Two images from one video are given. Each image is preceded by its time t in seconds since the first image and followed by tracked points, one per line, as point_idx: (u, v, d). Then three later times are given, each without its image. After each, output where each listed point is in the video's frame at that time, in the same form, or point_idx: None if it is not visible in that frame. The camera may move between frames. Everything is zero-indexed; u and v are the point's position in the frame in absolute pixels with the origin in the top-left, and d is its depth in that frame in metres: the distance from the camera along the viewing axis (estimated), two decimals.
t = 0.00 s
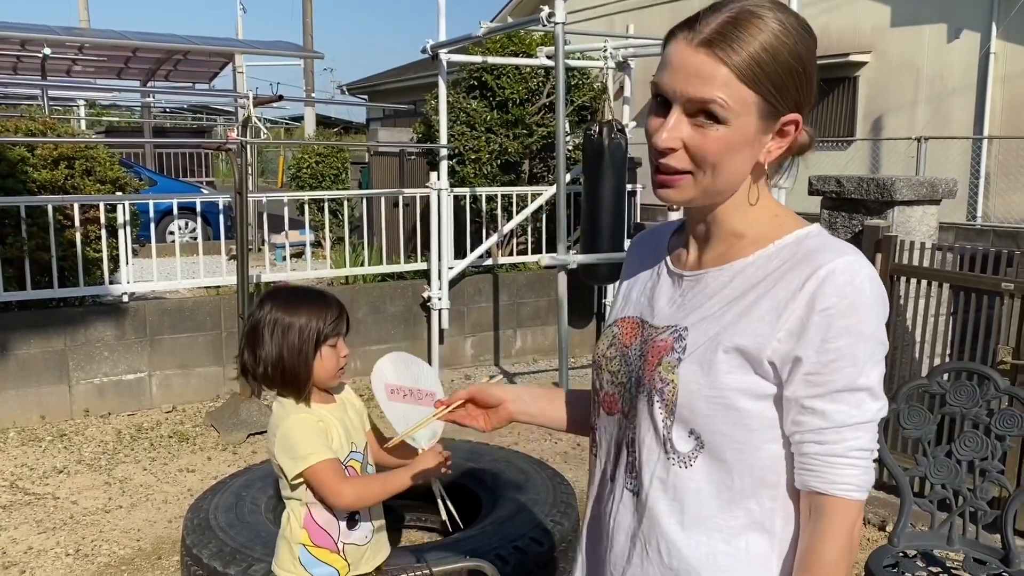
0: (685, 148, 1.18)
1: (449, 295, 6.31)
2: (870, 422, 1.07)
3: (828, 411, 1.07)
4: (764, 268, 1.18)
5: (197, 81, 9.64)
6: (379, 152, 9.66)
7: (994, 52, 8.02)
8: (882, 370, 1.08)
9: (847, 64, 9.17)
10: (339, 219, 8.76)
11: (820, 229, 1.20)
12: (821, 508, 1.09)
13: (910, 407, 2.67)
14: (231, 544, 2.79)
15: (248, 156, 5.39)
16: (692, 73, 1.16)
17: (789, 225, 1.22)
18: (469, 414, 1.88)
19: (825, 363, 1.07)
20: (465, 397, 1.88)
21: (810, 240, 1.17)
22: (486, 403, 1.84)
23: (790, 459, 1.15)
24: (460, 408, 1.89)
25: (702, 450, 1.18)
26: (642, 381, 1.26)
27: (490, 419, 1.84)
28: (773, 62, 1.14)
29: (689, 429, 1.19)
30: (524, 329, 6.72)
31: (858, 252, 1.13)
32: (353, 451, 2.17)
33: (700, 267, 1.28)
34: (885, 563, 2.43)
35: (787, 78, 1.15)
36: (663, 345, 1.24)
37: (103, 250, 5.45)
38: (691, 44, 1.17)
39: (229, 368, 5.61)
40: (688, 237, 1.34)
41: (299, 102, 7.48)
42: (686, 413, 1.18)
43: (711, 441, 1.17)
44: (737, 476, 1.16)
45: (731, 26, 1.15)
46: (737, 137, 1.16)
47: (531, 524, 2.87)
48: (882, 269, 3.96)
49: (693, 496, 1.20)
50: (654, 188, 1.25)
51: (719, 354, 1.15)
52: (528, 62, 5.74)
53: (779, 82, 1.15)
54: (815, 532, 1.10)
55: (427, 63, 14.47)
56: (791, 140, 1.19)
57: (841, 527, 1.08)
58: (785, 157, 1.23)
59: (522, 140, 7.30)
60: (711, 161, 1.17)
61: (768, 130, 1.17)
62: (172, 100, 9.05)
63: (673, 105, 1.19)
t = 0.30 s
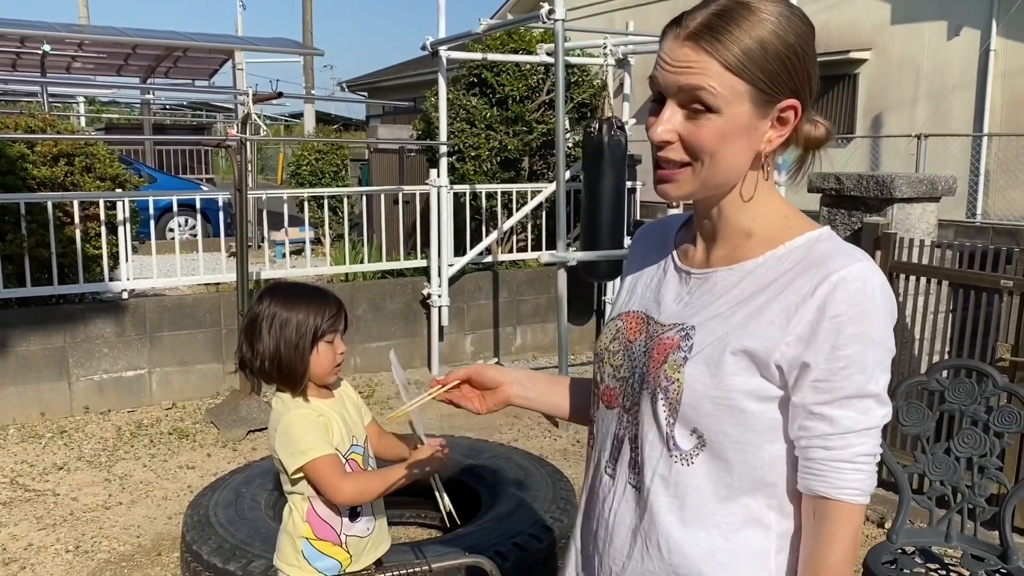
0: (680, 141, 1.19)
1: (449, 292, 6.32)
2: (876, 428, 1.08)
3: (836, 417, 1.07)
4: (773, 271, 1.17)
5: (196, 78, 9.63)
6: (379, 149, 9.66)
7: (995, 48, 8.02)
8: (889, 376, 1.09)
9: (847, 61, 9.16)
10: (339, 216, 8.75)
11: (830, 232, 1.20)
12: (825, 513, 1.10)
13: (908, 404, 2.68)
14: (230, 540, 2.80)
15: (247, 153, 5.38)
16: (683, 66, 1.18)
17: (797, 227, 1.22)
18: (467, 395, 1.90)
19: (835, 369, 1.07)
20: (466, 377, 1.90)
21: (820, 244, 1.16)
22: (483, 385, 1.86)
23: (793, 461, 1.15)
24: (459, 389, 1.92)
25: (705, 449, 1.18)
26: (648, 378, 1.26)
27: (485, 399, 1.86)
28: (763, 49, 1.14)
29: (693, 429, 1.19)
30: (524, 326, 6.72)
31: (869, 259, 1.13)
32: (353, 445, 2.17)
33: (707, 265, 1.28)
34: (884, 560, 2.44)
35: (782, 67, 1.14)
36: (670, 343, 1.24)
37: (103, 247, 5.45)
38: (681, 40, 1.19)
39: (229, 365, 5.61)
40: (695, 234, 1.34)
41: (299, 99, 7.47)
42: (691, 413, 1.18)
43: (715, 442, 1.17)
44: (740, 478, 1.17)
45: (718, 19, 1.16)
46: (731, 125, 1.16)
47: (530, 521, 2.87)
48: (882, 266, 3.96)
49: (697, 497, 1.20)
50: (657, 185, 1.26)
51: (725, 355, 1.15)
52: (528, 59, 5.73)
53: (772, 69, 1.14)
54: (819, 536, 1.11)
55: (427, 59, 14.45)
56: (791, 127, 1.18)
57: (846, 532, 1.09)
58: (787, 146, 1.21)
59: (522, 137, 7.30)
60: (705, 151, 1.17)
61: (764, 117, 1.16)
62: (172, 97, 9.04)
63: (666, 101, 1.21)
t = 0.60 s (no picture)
0: (683, 133, 1.19)
1: (449, 288, 6.32)
2: (880, 429, 1.08)
3: (840, 419, 1.07)
4: (778, 271, 1.18)
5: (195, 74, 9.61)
6: (378, 146, 9.65)
7: (995, 45, 8.01)
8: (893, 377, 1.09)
9: (848, 57, 9.15)
10: (339, 213, 8.75)
11: (837, 231, 1.20)
12: (830, 514, 1.10)
13: (908, 401, 2.68)
14: (231, 536, 2.80)
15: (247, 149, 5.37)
16: (686, 57, 1.18)
17: (805, 227, 1.22)
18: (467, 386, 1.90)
19: (840, 371, 1.07)
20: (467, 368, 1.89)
21: (826, 244, 1.17)
22: (486, 375, 1.86)
23: (795, 460, 1.16)
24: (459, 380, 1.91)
25: (707, 449, 1.19)
26: (651, 377, 1.26)
27: (488, 391, 1.86)
28: (766, 42, 1.14)
29: (695, 428, 1.19)
30: (523, 322, 6.72)
31: (875, 260, 1.13)
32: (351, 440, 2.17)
33: (712, 262, 1.28)
34: (883, 556, 2.44)
35: (787, 60, 1.15)
36: (673, 342, 1.24)
37: (103, 243, 5.45)
38: (684, 32, 1.20)
39: (228, 361, 5.61)
40: (699, 231, 1.33)
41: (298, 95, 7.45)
42: (693, 413, 1.19)
43: (716, 441, 1.18)
44: (741, 477, 1.17)
45: (721, 11, 1.16)
46: (734, 118, 1.16)
47: (530, 517, 2.88)
48: (882, 262, 3.96)
49: (698, 495, 1.20)
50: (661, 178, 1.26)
51: (729, 355, 1.15)
52: (528, 55, 5.72)
53: (775, 62, 1.15)
54: (822, 536, 1.11)
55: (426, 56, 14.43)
56: (795, 119, 1.18)
57: (850, 533, 1.09)
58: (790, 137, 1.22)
59: (522, 133, 7.30)
60: (709, 144, 1.17)
61: (768, 109, 1.17)
62: (171, 93, 9.02)
63: (669, 93, 1.21)
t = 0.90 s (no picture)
0: (636, 142, 1.26)
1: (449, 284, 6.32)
2: (880, 426, 1.08)
3: (838, 416, 1.07)
4: (775, 268, 1.17)
5: (195, 70, 9.59)
6: (378, 142, 9.65)
7: (996, 41, 8.00)
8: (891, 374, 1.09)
9: (848, 53, 9.14)
10: (338, 209, 8.75)
11: (835, 227, 1.19)
12: (830, 511, 1.10)
13: (909, 397, 2.68)
14: (232, 532, 2.81)
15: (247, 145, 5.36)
16: (628, 73, 1.26)
17: (800, 222, 1.21)
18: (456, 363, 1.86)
19: (836, 370, 1.07)
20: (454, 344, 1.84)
21: (823, 240, 1.16)
22: (474, 354, 1.83)
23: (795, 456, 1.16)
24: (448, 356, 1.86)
25: (706, 447, 1.19)
26: (649, 376, 1.26)
27: (475, 370, 1.83)
28: (681, 40, 1.18)
29: (693, 427, 1.20)
30: (523, 318, 6.72)
31: (874, 258, 1.12)
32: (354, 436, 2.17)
33: (710, 259, 1.28)
34: (883, 551, 2.45)
35: (717, 54, 1.16)
36: (672, 341, 1.24)
37: (103, 239, 5.44)
38: (628, 52, 1.28)
39: (229, 357, 5.61)
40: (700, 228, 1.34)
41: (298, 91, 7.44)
42: (691, 412, 1.19)
43: (715, 439, 1.18)
44: (741, 475, 1.18)
45: (648, 25, 1.23)
46: (670, 118, 1.20)
47: (530, 512, 2.88)
48: (882, 258, 3.96)
49: (697, 493, 1.21)
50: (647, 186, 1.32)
51: (726, 354, 1.15)
52: (529, 51, 5.71)
53: (695, 56, 1.17)
54: (822, 533, 1.11)
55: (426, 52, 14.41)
56: (734, 105, 1.17)
57: (850, 530, 1.09)
58: (746, 123, 1.20)
59: (522, 129, 7.29)
60: (655, 148, 1.23)
61: (699, 102, 1.18)
62: (171, 89, 9.01)
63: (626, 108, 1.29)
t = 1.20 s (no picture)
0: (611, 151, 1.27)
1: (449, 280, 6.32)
2: (860, 409, 1.07)
3: (817, 400, 1.07)
4: (755, 256, 1.17)
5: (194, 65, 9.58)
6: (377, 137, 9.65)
7: (995, 36, 7.98)
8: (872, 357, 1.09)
9: (848, 49, 9.13)
10: (339, 205, 8.75)
11: (814, 213, 1.19)
12: (814, 496, 1.10)
13: (907, 392, 2.68)
14: (231, 527, 2.81)
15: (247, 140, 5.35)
16: (595, 82, 1.26)
17: (778, 209, 1.21)
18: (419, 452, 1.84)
19: (812, 352, 1.07)
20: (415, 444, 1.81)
21: (801, 226, 1.16)
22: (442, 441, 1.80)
23: (779, 443, 1.16)
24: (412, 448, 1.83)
25: (688, 435, 1.20)
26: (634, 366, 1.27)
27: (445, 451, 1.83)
28: (644, 46, 1.19)
29: (675, 415, 1.20)
30: (523, 314, 6.73)
31: (851, 241, 1.12)
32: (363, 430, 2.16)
33: (694, 252, 1.28)
34: (882, 546, 2.45)
35: (679, 58, 1.17)
36: (655, 331, 1.24)
37: (103, 234, 5.44)
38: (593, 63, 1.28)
39: (228, 352, 5.61)
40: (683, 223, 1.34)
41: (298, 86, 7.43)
42: (672, 400, 1.20)
43: (698, 427, 1.19)
44: (726, 462, 1.18)
45: (608, 35, 1.24)
46: (642, 123, 1.20)
47: (529, 507, 2.89)
48: (881, 254, 3.96)
49: (682, 480, 1.21)
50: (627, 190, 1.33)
51: (706, 343, 1.16)
52: (528, 46, 5.70)
53: (659, 61, 1.18)
54: (808, 517, 1.11)
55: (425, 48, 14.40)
56: (703, 104, 1.18)
57: (834, 515, 1.09)
58: (717, 119, 1.21)
59: (521, 125, 7.28)
60: (630, 153, 1.23)
61: (669, 105, 1.19)
62: (170, 84, 8.99)
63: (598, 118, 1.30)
